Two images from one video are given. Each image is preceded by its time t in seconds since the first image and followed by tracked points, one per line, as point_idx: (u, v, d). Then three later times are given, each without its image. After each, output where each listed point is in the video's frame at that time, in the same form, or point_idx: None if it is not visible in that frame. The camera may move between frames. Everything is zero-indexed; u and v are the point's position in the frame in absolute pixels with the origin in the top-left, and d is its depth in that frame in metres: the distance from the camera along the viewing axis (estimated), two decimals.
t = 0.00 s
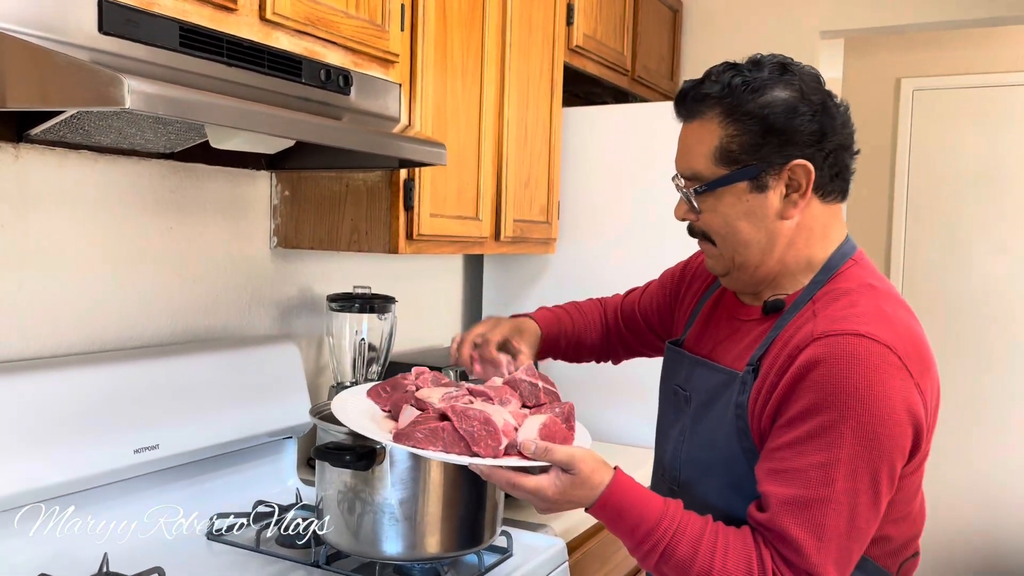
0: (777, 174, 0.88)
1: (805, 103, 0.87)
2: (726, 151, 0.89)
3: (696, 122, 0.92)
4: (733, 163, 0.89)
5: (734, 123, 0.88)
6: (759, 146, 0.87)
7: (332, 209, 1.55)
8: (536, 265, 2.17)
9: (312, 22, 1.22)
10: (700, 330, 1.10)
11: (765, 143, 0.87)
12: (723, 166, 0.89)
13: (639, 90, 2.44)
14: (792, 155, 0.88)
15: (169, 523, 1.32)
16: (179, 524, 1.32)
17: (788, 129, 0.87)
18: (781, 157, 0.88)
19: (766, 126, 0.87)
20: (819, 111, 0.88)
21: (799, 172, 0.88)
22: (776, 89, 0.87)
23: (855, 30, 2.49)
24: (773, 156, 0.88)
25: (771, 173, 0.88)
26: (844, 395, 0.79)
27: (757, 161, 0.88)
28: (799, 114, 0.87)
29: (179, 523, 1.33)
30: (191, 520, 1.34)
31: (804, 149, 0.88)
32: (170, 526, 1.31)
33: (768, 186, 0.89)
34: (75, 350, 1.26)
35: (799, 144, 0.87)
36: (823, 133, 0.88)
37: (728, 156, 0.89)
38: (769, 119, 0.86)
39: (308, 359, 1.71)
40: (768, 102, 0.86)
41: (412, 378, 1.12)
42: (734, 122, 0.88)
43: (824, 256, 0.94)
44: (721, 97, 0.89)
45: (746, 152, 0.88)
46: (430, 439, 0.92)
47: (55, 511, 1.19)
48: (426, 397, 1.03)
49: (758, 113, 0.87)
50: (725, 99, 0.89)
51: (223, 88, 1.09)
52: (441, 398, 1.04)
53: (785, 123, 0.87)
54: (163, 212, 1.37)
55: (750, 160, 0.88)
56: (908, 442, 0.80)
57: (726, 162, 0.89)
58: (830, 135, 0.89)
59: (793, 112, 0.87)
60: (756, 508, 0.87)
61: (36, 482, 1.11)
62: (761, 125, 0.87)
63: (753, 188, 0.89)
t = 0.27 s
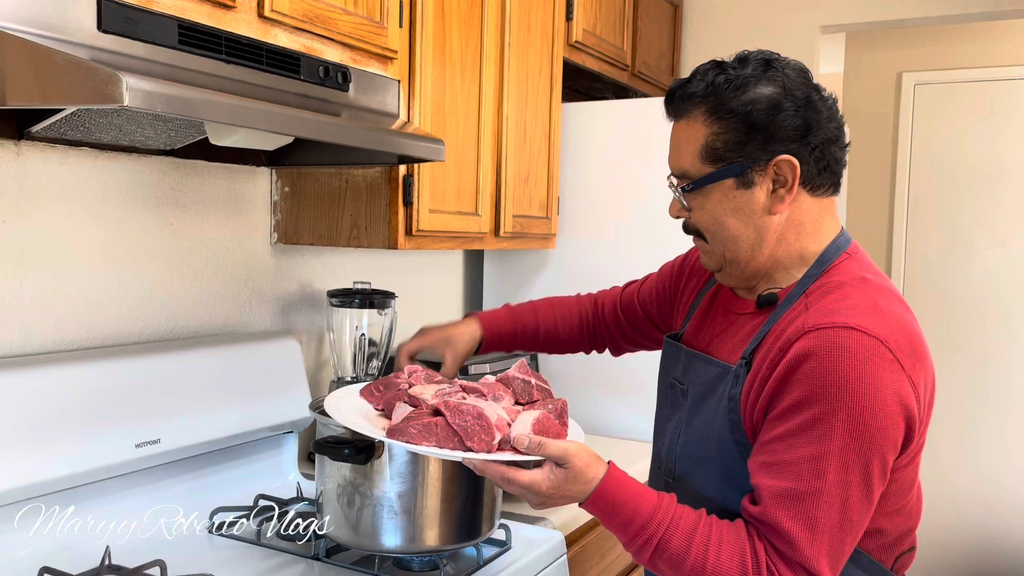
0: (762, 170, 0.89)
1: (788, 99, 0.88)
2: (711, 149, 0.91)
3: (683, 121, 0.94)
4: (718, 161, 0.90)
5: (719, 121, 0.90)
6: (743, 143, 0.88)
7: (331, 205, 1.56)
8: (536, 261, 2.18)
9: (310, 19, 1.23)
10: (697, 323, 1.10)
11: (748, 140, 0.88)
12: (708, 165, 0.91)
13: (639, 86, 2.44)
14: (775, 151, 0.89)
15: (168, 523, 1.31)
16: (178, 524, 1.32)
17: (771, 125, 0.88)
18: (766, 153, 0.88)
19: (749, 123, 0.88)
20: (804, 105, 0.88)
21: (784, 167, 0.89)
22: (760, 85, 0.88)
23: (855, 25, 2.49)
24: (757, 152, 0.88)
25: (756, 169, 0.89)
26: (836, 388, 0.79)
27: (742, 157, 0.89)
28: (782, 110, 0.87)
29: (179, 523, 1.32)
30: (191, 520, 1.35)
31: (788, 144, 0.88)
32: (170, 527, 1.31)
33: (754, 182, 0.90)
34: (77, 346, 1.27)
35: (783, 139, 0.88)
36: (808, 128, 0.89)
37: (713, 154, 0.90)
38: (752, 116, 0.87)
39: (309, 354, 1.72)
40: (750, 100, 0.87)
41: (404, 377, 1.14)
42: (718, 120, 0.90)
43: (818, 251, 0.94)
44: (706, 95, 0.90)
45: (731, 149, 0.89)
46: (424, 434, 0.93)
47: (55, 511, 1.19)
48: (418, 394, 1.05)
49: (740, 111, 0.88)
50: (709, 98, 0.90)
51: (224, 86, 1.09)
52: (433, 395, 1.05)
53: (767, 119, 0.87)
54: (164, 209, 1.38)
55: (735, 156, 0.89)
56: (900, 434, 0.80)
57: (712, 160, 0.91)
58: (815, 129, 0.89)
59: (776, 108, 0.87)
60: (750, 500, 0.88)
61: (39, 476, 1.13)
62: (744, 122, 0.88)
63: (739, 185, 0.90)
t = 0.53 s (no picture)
0: (772, 165, 0.90)
1: (797, 95, 0.89)
2: (721, 144, 0.90)
3: (688, 116, 0.92)
4: (729, 156, 0.90)
5: (730, 116, 0.89)
6: (755, 138, 0.88)
7: (328, 202, 1.56)
8: (534, 257, 2.19)
9: (306, 17, 1.23)
10: (692, 321, 1.11)
11: (760, 135, 0.88)
12: (719, 160, 0.90)
13: (637, 82, 2.44)
14: (787, 146, 0.89)
15: (168, 524, 1.30)
16: (178, 525, 1.31)
17: (783, 120, 0.88)
18: (777, 148, 0.89)
19: (761, 118, 0.88)
20: (811, 102, 0.89)
21: (794, 163, 0.90)
22: (768, 81, 0.89)
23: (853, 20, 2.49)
24: (769, 148, 0.89)
25: (767, 164, 0.89)
26: (831, 384, 0.80)
27: (753, 153, 0.89)
28: (793, 106, 0.88)
29: (179, 524, 1.31)
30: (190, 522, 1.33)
31: (798, 139, 0.89)
32: (170, 527, 1.29)
33: (764, 177, 0.90)
34: (76, 342, 1.28)
35: (793, 135, 0.89)
36: (815, 123, 0.90)
37: (723, 149, 0.90)
38: (764, 111, 0.88)
39: (307, 350, 1.73)
40: (761, 95, 0.88)
41: (399, 370, 1.15)
42: (729, 115, 0.89)
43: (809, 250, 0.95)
44: (715, 90, 0.90)
45: (742, 144, 0.89)
46: (419, 426, 0.93)
47: (55, 511, 1.21)
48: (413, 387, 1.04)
49: (753, 106, 0.88)
50: (718, 93, 0.89)
51: (220, 84, 1.10)
52: (427, 387, 1.05)
53: (780, 114, 0.88)
54: (162, 206, 1.39)
55: (747, 152, 0.89)
56: (893, 429, 0.81)
57: (722, 156, 0.90)
58: (822, 125, 0.90)
59: (786, 103, 0.88)
60: (744, 495, 0.89)
61: (37, 471, 1.14)
62: (756, 117, 0.88)
63: (749, 180, 0.90)
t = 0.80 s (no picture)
0: (779, 163, 0.91)
1: (803, 93, 0.90)
2: (727, 143, 0.90)
3: (695, 114, 0.93)
4: (736, 155, 0.90)
5: (737, 114, 0.90)
6: (762, 137, 0.89)
7: (329, 201, 1.58)
8: (533, 254, 2.20)
9: (306, 17, 1.24)
10: (691, 317, 1.12)
11: (767, 134, 0.89)
12: (726, 159, 0.91)
13: (636, 80, 2.45)
14: (794, 145, 0.90)
15: (169, 523, 1.32)
16: (178, 524, 1.32)
17: (789, 119, 0.89)
18: (783, 147, 0.90)
19: (768, 117, 0.89)
20: (816, 100, 0.91)
21: (799, 161, 0.91)
22: (774, 80, 0.90)
23: (851, 18, 2.50)
24: (775, 146, 0.90)
25: (773, 163, 0.91)
26: (825, 380, 0.81)
27: (760, 152, 0.90)
28: (799, 104, 0.89)
29: (179, 524, 1.32)
30: (192, 521, 1.34)
31: (804, 138, 0.91)
32: (170, 527, 1.30)
33: (771, 175, 0.91)
34: (80, 340, 1.30)
35: (800, 133, 0.90)
36: (820, 122, 0.91)
37: (731, 148, 0.90)
38: (771, 110, 0.89)
39: (308, 347, 1.75)
40: (768, 93, 0.89)
41: (394, 372, 1.16)
42: (737, 114, 0.90)
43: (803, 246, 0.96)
44: (721, 88, 0.90)
45: (748, 143, 0.90)
46: (416, 423, 0.95)
47: (55, 510, 1.21)
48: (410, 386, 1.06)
49: (760, 104, 0.89)
50: (725, 91, 0.90)
51: (220, 85, 1.11)
52: (423, 386, 1.06)
53: (786, 113, 0.89)
54: (164, 205, 1.41)
55: (754, 151, 0.90)
56: (887, 426, 0.82)
57: (729, 154, 0.91)
58: (827, 123, 0.92)
59: (793, 102, 0.89)
60: (738, 489, 0.90)
61: (42, 468, 1.15)
62: (764, 116, 0.89)
63: (756, 179, 0.91)
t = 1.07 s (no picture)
0: (790, 166, 0.91)
1: (815, 94, 0.90)
2: (738, 144, 0.91)
3: (705, 115, 0.94)
4: (746, 157, 0.91)
5: (747, 116, 0.90)
6: (772, 138, 0.90)
7: (334, 201, 1.58)
8: (537, 253, 2.20)
9: (312, 18, 1.25)
10: (702, 318, 1.13)
11: (777, 136, 0.90)
12: (736, 161, 0.92)
13: (638, 78, 2.46)
14: (805, 146, 0.91)
15: (168, 523, 1.31)
16: (176, 524, 1.31)
17: (800, 121, 0.90)
18: (794, 149, 0.90)
19: (779, 119, 0.89)
20: (829, 101, 0.91)
21: (811, 163, 0.91)
22: (786, 81, 0.90)
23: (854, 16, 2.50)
24: (786, 148, 0.90)
25: (783, 165, 0.91)
26: (840, 386, 0.82)
27: (770, 154, 0.90)
28: (811, 106, 0.89)
29: (179, 524, 1.31)
30: (191, 520, 1.33)
31: (816, 139, 0.91)
32: (169, 526, 1.30)
33: (782, 178, 0.92)
34: (87, 340, 1.30)
35: (811, 135, 0.90)
36: (833, 123, 0.91)
37: (741, 150, 0.91)
38: (782, 112, 0.89)
39: (313, 346, 1.75)
40: (779, 95, 0.89)
41: (406, 377, 1.16)
42: (747, 116, 0.90)
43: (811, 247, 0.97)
44: (732, 90, 0.91)
45: (759, 145, 0.90)
46: (426, 430, 0.96)
47: (55, 511, 1.21)
48: (419, 392, 1.07)
49: (770, 106, 0.89)
50: (735, 92, 0.91)
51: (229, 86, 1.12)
52: (433, 393, 1.08)
53: (797, 115, 0.89)
54: (171, 206, 1.41)
55: (764, 153, 0.91)
56: (901, 433, 0.83)
57: (739, 156, 0.91)
58: (840, 124, 0.92)
59: (804, 103, 0.89)
60: (750, 493, 0.90)
61: (51, 468, 1.16)
62: (774, 118, 0.89)
63: (766, 181, 0.92)
